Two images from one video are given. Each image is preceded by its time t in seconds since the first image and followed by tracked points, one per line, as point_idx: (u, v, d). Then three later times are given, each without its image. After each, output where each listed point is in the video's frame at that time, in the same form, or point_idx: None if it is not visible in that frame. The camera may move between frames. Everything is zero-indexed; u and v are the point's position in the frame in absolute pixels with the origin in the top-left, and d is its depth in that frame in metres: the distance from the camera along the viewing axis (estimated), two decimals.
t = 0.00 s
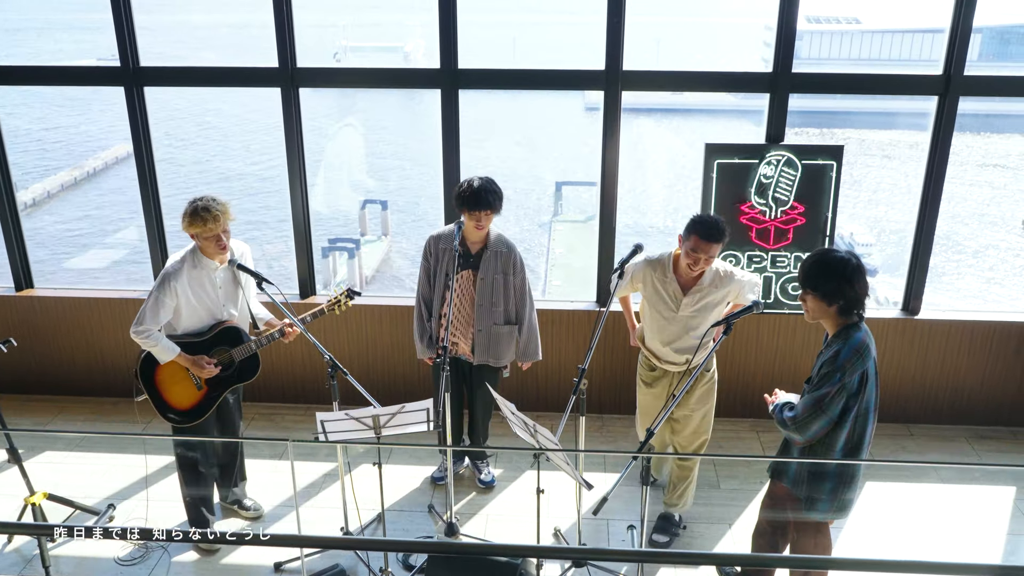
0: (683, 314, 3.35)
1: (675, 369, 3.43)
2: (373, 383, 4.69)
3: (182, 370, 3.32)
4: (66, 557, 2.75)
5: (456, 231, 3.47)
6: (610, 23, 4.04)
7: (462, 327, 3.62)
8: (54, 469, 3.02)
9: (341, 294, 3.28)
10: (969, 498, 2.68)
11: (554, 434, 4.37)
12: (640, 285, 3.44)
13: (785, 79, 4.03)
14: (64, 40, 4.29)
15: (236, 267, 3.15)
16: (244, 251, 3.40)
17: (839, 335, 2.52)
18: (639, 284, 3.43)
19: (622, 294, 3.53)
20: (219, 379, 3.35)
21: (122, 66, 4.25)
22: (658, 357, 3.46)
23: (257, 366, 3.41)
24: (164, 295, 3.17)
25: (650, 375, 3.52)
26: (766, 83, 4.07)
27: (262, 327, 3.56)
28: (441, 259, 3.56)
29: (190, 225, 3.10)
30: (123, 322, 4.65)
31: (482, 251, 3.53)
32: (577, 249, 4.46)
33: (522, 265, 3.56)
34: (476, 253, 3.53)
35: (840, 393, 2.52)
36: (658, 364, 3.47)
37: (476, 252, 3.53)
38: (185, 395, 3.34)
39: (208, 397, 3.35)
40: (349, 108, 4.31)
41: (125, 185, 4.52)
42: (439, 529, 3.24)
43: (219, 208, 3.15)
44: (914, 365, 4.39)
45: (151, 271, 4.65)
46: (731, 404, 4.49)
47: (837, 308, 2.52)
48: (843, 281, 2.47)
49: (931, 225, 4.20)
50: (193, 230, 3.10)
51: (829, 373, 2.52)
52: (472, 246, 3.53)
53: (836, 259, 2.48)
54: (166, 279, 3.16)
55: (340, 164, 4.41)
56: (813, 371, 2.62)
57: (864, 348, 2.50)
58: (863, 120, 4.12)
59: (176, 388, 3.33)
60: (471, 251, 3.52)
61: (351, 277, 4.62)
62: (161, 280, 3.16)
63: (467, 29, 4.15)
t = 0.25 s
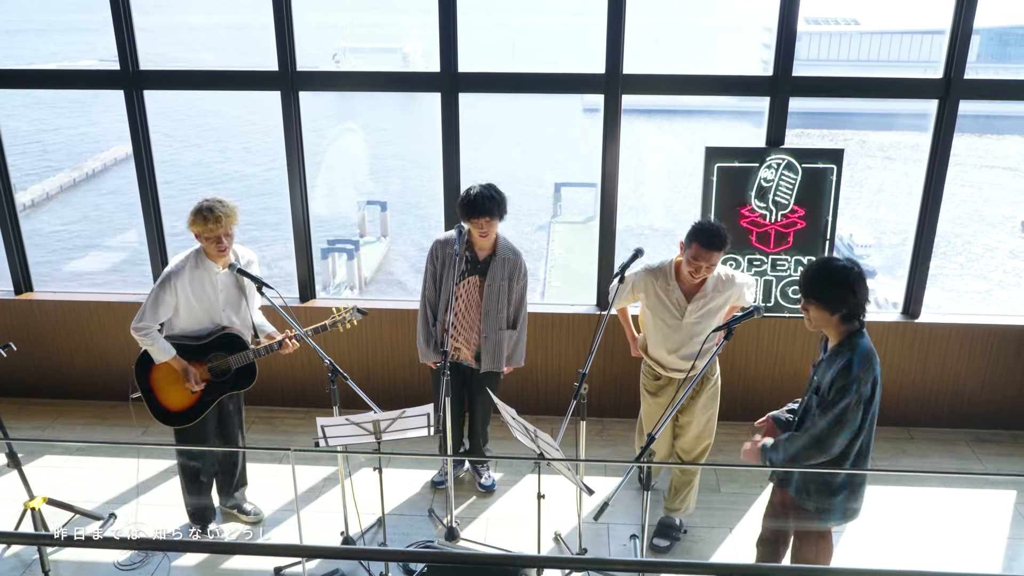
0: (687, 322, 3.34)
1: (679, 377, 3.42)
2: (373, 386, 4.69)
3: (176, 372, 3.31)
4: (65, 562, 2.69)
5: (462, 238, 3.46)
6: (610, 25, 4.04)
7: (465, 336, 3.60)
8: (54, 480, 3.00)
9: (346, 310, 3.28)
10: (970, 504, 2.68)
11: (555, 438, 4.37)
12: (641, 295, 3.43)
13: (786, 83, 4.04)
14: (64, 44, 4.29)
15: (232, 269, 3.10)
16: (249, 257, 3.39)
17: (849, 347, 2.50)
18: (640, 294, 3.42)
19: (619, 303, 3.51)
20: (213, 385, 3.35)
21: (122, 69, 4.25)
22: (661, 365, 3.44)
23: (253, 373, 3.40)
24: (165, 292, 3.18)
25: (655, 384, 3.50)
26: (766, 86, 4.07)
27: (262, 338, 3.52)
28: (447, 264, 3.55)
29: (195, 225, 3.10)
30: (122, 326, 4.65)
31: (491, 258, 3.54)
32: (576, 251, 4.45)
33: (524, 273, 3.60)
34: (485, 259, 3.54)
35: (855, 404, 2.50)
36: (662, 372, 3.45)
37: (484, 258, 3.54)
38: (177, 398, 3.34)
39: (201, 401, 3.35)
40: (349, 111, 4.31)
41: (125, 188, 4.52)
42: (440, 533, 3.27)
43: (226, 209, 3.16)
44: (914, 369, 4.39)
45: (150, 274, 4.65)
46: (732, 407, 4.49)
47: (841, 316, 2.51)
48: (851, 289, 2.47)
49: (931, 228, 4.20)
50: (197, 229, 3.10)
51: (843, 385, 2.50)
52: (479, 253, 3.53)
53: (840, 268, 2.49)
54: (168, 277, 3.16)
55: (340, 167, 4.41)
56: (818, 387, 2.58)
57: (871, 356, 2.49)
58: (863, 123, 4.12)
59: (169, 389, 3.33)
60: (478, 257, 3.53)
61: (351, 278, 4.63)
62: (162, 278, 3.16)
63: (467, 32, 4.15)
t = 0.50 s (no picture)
0: (690, 324, 3.34)
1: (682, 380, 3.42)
2: (376, 389, 4.69)
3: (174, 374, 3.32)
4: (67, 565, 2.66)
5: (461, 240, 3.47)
6: (612, 27, 4.04)
7: (467, 338, 3.60)
8: (56, 484, 2.99)
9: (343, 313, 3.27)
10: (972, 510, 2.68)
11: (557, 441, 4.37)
12: (643, 297, 3.43)
13: (788, 86, 4.03)
14: (66, 46, 4.29)
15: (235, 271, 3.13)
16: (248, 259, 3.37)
17: (858, 352, 2.51)
18: (642, 296, 3.43)
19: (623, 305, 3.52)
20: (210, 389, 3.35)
21: (124, 72, 4.25)
22: (664, 369, 3.44)
23: (248, 376, 3.39)
24: (160, 296, 3.18)
25: (659, 389, 3.49)
26: (768, 90, 4.07)
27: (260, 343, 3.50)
28: (447, 267, 3.56)
29: (196, 222, 3.12)
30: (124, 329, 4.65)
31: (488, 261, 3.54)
32: (577, 252, 4.44)
33: (524, 277, 3.58)
34: (482, 263, 3.55)
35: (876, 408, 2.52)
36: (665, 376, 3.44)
37: (483, 262, 3.55)
38: (174, 401, 3.34)
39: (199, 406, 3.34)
40: (350, 114, 4.31)
41: (127, 191, 4.52)
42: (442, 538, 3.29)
43: (225, 208, 3.17)
44: (916, 373, 4.39)
45: (152, 276, 4.65)
46: (733, 410, 4.48)
47: (846, 322, 2.51)
48: (854, 296, 2.48)
49: (933, 231, 4.20)
50: (196, 226, 3.12)
51: (861, 392, 2.51)
52: (477, 255, 3.54)
53: (842, 275, 2.48)
54: (163, 280, 3.16)
55: (341, 170, 4.41)
56: (830, 393, 2.59)
57: (879, 358, 2.51)
58: (865, 125, 4.12)
59: (165, 392, 3.33)
60: (476, 260, 3.54)
61: (352, 278, 4.62)
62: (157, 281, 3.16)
63: (468, 34, 4.15)
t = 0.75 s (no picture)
0: (688, 322, 3.34)
1: (677, 378, 3.43)
2: (377, 391, 4.69)
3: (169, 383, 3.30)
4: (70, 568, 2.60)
5: (457, 241, 3.47)
6: (613, 29, 4.04)
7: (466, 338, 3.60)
8: (57, 486, 2.98)
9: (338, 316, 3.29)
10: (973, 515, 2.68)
11: (558, 444, 4.37)
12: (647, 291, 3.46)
13: (789, 89, 4.03)
14: (67, 47, 4.29)
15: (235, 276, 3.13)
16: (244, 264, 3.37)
17: (864, 358, 2.52)
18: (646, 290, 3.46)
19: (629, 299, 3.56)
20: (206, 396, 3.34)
21: (125, 75, 4.26)
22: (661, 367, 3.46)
23: (246, 382, 3.36)
24: (153, 305, 3.17)
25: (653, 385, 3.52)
26: (769, 92, 4.07)
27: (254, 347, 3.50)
28: (443, 269, 3.56)
29: (195, 229, 3.10)
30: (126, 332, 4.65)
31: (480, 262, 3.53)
32: (577, 252, 4.44)
33: (519, 279, 3.55)
34: (475, 265, 3.54)
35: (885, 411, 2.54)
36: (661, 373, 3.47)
37: (475, 262, 3.54)
38: (169, 409, 3.32)
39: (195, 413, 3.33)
40: (351, 116, 4.31)
41: (128, 193, 4.52)
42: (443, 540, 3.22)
43: (219, 217, 3.16)
44: (917, 375, 4.39)
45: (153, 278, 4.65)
46: (734, 412, 4.48)
47: (849, 328, 2.52)
48: (855, 303, 2.48)
49: (935, 233, 4.20)
50: (190, 235, 3.11)
51: (871, 398, 2.52)
52: (471, 258, 3.54)
53: (843, 281, 2.49)
54: (157, 289, 3.16)
55: (342, 172, 4.41)
56: (835, 399, 2.60)
57: (882, 361, 2.53)
58: (866, 126, 4.12)
59: (161, 401, 3.32)
60: (471, 262, 3.53)
61: (352, 278, 4.62)
62: (151, 290, 3.17)
63: (470, 36, 4.15)
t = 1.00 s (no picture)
0: (681, 319, 3.34)
1: (669, 378, 3.42)
2: (380, 393, 4.69)
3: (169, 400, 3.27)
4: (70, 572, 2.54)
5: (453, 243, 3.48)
6: (618, 31, 4.04)
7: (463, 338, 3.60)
8: (60, 485, 2.96)
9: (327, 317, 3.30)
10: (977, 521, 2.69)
11: (563, 447, 4.37)
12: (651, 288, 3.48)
13: (793, 92, 4.03)
14: (71, 49, 4.30)
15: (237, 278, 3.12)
16: (231, 273, 3.38)
17: (873, 362, 2.53)
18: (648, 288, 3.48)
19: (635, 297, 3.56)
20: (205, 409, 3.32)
21: (130, 78, 4.27)
22: (656, 365, 3.47)
23: (242, 393, 3.35)
24: (152, 319, 3.13)
25: (650, 381, 3.53)
26: (774, 95, 4.07)
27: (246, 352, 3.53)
28: (440, 274, 3.56)
29: (189, 236, 3.11)
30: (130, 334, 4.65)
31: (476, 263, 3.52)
32: (579, 252, 4.43)
33: (517, 274, 3.54)
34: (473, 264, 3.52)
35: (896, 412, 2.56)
36: (656, 372, 3.48)
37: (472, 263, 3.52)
38: (169, 426, 3.30)
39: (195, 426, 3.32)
40: (355, 118, 4.31)
41: (133, 196, 4.53)
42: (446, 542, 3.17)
43: (211, 225, 3.16)
44: (921, 378, 4.39)
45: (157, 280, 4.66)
46: (738, 415, 4.48)
47: (855, 334, 2.52)
48: (862, 307, 2.47)
49: (939, 237, 4.19)
50: (183, 242, 3.11)
51: (882, 400, 2.53)
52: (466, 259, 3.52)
53: (850, 286, 2.48)
54: (154, 304, 3.12)
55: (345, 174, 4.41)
56: (845, 402, 2.60)
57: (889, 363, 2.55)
58: (870, 128, 4.11)
59: (161, 419, 3.29)
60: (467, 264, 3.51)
61: (354, 278, 4.62)
62: (149, 305, 3.11)
63: (473, 38, 4.14)
